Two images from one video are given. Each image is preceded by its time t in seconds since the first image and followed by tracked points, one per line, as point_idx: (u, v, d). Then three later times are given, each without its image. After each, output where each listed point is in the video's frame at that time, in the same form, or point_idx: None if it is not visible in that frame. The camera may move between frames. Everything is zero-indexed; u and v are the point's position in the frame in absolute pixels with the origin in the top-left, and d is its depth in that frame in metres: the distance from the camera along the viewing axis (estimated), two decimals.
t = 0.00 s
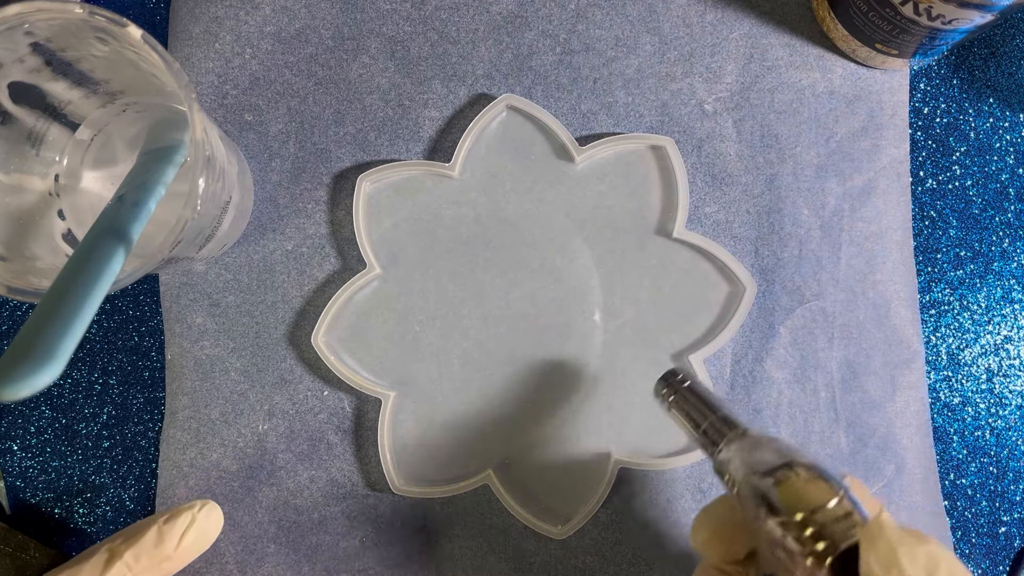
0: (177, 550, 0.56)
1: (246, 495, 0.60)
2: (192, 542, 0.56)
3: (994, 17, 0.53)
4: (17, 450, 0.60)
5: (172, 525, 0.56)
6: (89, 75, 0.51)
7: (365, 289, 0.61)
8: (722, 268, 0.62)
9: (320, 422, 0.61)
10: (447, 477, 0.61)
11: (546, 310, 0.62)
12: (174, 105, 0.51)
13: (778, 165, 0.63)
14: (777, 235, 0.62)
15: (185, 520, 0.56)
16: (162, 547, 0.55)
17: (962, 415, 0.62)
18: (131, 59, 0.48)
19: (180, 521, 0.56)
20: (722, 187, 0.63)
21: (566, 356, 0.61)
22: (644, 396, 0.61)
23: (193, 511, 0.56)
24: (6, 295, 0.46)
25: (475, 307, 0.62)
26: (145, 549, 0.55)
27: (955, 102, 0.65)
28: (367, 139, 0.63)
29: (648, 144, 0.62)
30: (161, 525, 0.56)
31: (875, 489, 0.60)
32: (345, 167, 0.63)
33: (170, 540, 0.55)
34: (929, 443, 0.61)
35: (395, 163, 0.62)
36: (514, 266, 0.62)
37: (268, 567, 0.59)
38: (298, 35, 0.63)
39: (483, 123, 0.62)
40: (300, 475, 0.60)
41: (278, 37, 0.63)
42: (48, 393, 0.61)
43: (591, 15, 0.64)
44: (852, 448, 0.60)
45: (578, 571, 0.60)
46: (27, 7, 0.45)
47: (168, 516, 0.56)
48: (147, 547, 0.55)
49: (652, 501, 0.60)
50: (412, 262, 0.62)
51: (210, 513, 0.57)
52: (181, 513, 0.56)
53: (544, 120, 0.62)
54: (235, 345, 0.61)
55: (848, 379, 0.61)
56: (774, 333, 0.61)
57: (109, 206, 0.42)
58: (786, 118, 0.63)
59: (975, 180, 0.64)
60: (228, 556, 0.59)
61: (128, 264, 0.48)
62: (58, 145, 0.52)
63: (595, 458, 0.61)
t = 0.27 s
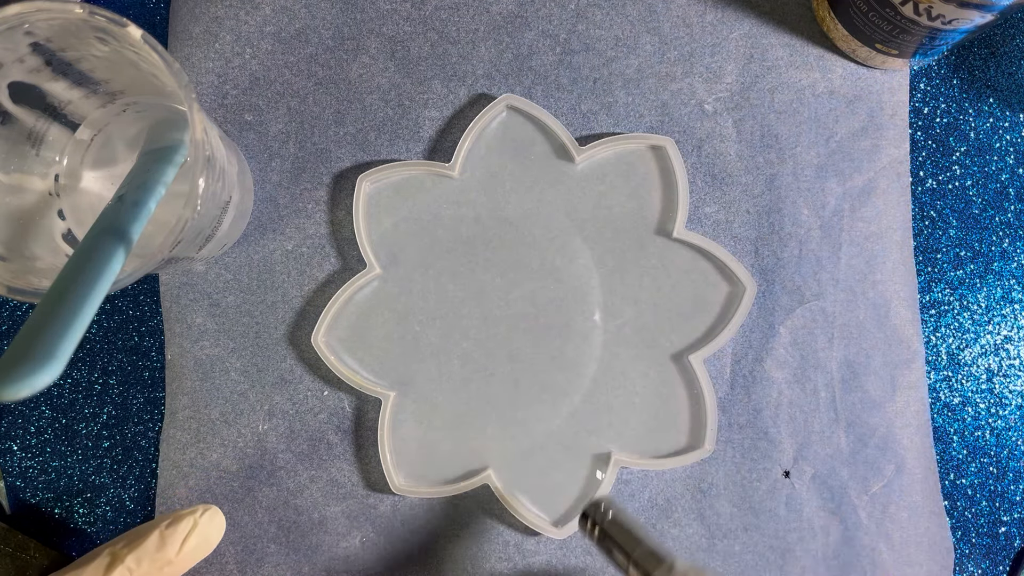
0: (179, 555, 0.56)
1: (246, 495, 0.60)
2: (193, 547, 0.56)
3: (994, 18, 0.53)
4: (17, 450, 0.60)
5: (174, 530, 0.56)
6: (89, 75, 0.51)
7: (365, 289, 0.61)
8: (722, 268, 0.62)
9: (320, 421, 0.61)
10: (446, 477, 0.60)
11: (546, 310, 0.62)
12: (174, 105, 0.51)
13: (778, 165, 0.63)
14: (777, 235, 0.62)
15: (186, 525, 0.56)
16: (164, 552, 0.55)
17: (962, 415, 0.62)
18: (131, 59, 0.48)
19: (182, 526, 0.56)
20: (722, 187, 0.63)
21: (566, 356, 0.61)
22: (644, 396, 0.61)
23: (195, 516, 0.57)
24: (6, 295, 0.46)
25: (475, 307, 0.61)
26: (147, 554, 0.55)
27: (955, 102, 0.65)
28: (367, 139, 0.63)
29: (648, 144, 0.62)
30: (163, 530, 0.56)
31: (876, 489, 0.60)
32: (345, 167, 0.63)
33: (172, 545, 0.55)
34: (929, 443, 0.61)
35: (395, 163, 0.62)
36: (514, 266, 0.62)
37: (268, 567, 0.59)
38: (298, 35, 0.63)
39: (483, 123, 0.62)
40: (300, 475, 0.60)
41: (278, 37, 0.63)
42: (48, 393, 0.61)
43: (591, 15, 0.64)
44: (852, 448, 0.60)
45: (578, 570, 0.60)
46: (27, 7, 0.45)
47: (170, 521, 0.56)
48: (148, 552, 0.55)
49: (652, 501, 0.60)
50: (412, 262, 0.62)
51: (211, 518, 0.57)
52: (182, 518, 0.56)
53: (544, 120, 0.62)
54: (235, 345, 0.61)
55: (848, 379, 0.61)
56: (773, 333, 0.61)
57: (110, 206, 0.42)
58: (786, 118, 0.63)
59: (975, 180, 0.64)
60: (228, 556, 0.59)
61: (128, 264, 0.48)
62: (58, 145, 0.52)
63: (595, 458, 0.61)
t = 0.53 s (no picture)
0: (186, 554, 0.56)
1: (247, 495, 0.60)
2: (201, 547, 0.56)
3: (994, 18, 0.53)
4: (17, 450, 0.60)
5: (181, 529, 0.56)
6: (89, 75, 0.51)
7: (365, 289, 0.61)
8: (722, 268, 0.62)
9: (320, 421, 0.61)
10: (446, 477, 0.60)
11: (546, 310, 0.62)
12: (174, 105, 0.51)
13: (778, 165, 0.63)
14: (777, 235, 0.62)
15: (194, 524, 0.56)
16: (172, 550, 0.56)
17: (962, 415, 0.62)
18: (131, 59, 0.48)
19: (190, 525, 0.56)
20: (722, 187, 0.63)
21: (566, 356, 0.61)
22: (644, 396, 0.61)
23: (202, 516, 0.57)
24: (6, 295, 0.46)
25: (475, 307, 0.61)
26: (154, 553, 0.55)
27: (955, 102, 0.65)
28: (367, 139, 0.63)
29: (648, 144, 0.62)
30: (171, 529, 0.56)
31: (876, 489, 0.60)
32: (345, 167, 0.63)
33: (179, 544, 0.56)
34: (929, 443, 0.61)
35: (395, 163, 0.62)
36: (514, 265, 0.62)
37: (268, 567, 0.59)
38: (298, 35, 0.63)
39: (483, 123, 0.62)
40: (300, 475, 0.60)
41: (278, 37, 0.63)
42: (48, 393, 0.61)
43: (591, 15, 0.64)
44: (852, 448, 0.60)
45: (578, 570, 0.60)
46: (27, 7, 0.45)
47: (177, 520, 0.56)
48: (155, 551, 0.55)
49: (651, 501, 0.60)
50: (412, 262, 0.62)
51: (218, 518, 0.57)
52: (190, 517, 0.57)
53: (544, 120, 0.62)
54: (235, 345, 0.61)
55: (848, 379, 0.61)
56: (773, 333, 0.61)
57: (109, 206, 0.42)
58: (786, 118, 0.63)
59: (975, 180, 0.64)
60: (228, 556, 0.59)
61: (128, 264, 0.48)
62: (58, 145, 0.52)
63: (595, 458, 0.61)
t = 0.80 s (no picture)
0: (181, 560, 0.56)
1: (247, 495, 0.60)
2: (197, 552, 0.56)
3: (994, 18, 0.53)
4: (17, 450, 0.60)
5: (177, 534, 0.56)
6: (89, 75, 0.51)
7: (365, 289, 0.61)
8: (722, 268, 0.62)
9: (320, 421, 0.61)
10: (446, 476, 0.60)
11: (546, 310, 0.62)
12: (174, 105, 0.51)
13: (778, 165, 0.63)
14: (777, 235, 0.62)
15: (190, 529, 0.56)
16: (167, 557, 0.55)
17: (962, 415, 0.62)
18: (131, 59, 0.48)
19: (186, 530, 0.56)
20: (722, 187, 0.63)
21: (565, 356, 0.61)
22: (643, 396, 0.61)
23: (199, 521, 0.57)
24: (6, 295, 0.46)
25: (475, 307, 0.61)
26: (149, 560, 0.55)
27: (955, 102, 0.65)
28: (367, 139, 0.63)
29: (648, 144, 0.62)
30: (166, 534, 0.56)
31: (876, 489, 0.60)
32: (345, 167, 0.63)
33: (174, 550, 0.56)
34: (929, 443, 0.61)
35: (395, 163, 0.62)
36: (514, 265, 0.62)
37: (268, 567, 0.59)
38: (298, 36, 0.63)
39: (483, 123, 0.62)
40: (300, 475, 0.60)
41: (278, 37, 0.63)
42: (48, 393, 0.61)
43: (591, 15, 0.64)
44: (852, 448, 0.60)
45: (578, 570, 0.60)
46: (27, 7, 0.45)
47: (173, 526, 0.56)
48: (151, 557, 0.55)
49: (652, 501, 0.60)
50: (412, 262, 0.62)
51: (215, 523, 0.57)
52: (185, 522, 0.56)
53: (544, 120, 0.62)
54: (235, 345, 0.61)
55: (848, 379, 0.61)
56: (774, 333, 0.61)
57: (110, 206, 0.42)
58: (786, 118, 0.63)
59: (975, 180, 0.64)
60: (228, 556, 0.59)
61: (128, 264, 0.48)
62: (58, 145, 0.52)
63: (595, 458, 0.61)
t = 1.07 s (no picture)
0: (190, 566, 0.55)
1: (247, 495, 0.60)
2: (204, 558, 0.56)
3: (994, 18, 0.53)
4: (17, 450, 0.60)
5: (186, 541, 0.55)
6: (89, 75, 0.51)
7: (365, 289, 0.61)
8: (722, 268, 0.62)
9: (320, 422, 0.61)
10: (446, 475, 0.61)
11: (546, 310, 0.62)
12: (174, 104, 0.51)
13: (778, 165, 0.63)
14: (777, 235, 0.62)
15: (198, 535, 0.56)
16: (175, 564, 0.55)
17: (962, 415, 0.62)
18: (131, 59, 0.48)
19: (194, 537, 0.56)
20: (722, 187, 0.63)
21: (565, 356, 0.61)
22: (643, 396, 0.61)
23: (207, 527, 0.56)
24: (6, 295, 0.46)
25: (475, 307, 0.61)
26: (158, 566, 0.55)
27: (955, 102, 0.65)
28: (367, 139, 0.63)
29: (648, 144, 0.62)
30: (174, 541, 0.55)
31: (876, 489, 0.60)
32: (345, 167, 0.63)
33: (182, 556, 0.55)
34: (929, 443, 0.61)
35: (395, 163, 0.62)
36: (514, 265, 0.62)
37: (268, 567, 0.59)
38: (298, 36, 0.63)
39: (483, 123, 0.62)
40: (300, 475, 0.60)
41: (278, 37, 0.63)
42: (48, 393, 0.61)
43: (591, 15, 0.64)
44: (852, 448, 0.60)
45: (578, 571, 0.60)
46: (27, 7, 0.45)
47: (182, 532, 0.56)
48: (159, 563, 0.55)
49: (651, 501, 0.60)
50: (412, 262, 0.61)
51: (223, 529, 0.57)
52: (194, 529, 0.56)
53: (544, 120, 0.62)
54: (235, 345, 0.61)
55: (848, 379, 0.61)
56: (774, 333, 0.61)
57: (110, 207, 0.42)
58: (786, 118, 0.63)
59: (975, 180, 0.64)
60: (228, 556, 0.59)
61: (128, 264, 0.48)
62: (58, 145, 0.52)
63: (595, 458, 0.60)
